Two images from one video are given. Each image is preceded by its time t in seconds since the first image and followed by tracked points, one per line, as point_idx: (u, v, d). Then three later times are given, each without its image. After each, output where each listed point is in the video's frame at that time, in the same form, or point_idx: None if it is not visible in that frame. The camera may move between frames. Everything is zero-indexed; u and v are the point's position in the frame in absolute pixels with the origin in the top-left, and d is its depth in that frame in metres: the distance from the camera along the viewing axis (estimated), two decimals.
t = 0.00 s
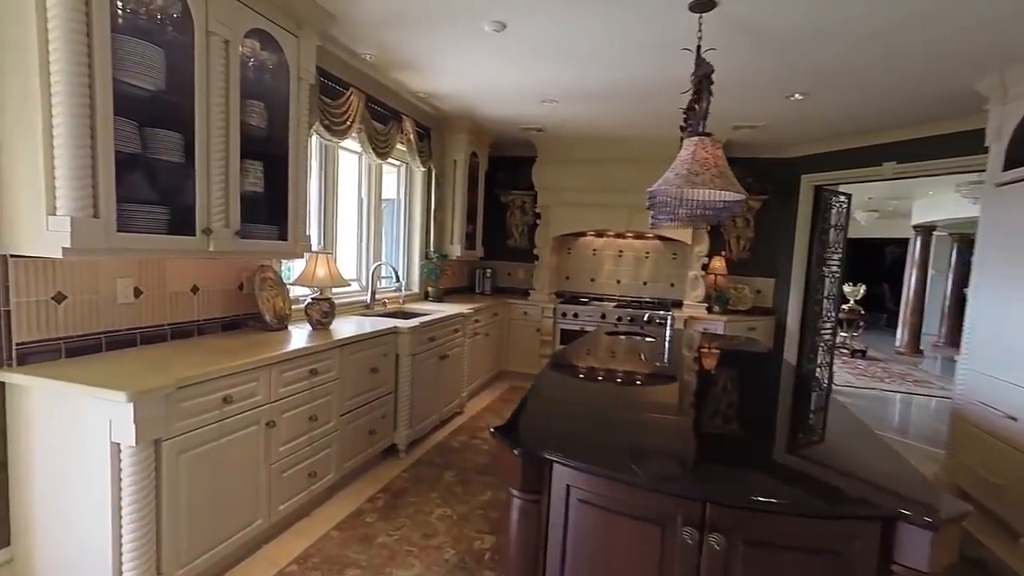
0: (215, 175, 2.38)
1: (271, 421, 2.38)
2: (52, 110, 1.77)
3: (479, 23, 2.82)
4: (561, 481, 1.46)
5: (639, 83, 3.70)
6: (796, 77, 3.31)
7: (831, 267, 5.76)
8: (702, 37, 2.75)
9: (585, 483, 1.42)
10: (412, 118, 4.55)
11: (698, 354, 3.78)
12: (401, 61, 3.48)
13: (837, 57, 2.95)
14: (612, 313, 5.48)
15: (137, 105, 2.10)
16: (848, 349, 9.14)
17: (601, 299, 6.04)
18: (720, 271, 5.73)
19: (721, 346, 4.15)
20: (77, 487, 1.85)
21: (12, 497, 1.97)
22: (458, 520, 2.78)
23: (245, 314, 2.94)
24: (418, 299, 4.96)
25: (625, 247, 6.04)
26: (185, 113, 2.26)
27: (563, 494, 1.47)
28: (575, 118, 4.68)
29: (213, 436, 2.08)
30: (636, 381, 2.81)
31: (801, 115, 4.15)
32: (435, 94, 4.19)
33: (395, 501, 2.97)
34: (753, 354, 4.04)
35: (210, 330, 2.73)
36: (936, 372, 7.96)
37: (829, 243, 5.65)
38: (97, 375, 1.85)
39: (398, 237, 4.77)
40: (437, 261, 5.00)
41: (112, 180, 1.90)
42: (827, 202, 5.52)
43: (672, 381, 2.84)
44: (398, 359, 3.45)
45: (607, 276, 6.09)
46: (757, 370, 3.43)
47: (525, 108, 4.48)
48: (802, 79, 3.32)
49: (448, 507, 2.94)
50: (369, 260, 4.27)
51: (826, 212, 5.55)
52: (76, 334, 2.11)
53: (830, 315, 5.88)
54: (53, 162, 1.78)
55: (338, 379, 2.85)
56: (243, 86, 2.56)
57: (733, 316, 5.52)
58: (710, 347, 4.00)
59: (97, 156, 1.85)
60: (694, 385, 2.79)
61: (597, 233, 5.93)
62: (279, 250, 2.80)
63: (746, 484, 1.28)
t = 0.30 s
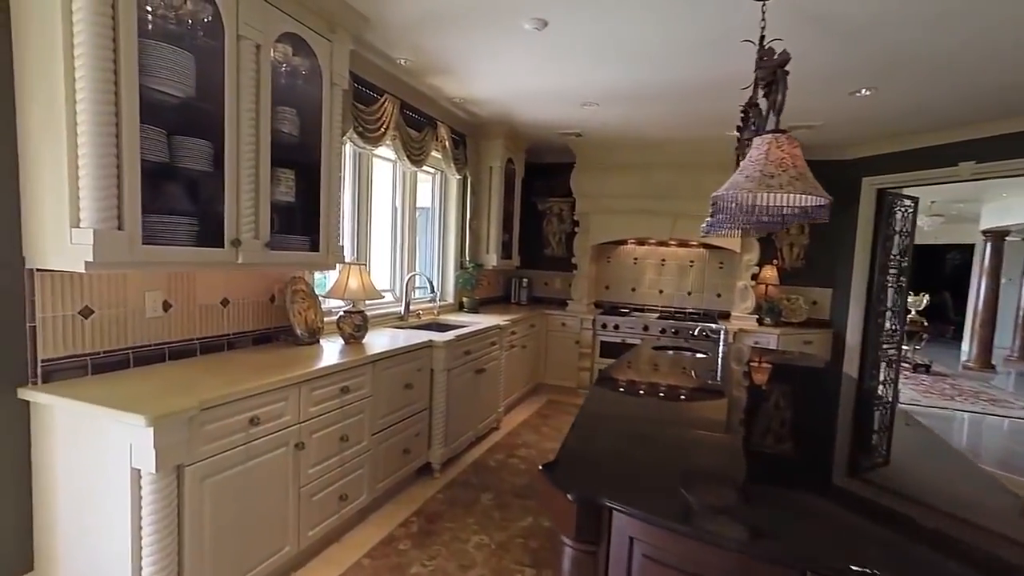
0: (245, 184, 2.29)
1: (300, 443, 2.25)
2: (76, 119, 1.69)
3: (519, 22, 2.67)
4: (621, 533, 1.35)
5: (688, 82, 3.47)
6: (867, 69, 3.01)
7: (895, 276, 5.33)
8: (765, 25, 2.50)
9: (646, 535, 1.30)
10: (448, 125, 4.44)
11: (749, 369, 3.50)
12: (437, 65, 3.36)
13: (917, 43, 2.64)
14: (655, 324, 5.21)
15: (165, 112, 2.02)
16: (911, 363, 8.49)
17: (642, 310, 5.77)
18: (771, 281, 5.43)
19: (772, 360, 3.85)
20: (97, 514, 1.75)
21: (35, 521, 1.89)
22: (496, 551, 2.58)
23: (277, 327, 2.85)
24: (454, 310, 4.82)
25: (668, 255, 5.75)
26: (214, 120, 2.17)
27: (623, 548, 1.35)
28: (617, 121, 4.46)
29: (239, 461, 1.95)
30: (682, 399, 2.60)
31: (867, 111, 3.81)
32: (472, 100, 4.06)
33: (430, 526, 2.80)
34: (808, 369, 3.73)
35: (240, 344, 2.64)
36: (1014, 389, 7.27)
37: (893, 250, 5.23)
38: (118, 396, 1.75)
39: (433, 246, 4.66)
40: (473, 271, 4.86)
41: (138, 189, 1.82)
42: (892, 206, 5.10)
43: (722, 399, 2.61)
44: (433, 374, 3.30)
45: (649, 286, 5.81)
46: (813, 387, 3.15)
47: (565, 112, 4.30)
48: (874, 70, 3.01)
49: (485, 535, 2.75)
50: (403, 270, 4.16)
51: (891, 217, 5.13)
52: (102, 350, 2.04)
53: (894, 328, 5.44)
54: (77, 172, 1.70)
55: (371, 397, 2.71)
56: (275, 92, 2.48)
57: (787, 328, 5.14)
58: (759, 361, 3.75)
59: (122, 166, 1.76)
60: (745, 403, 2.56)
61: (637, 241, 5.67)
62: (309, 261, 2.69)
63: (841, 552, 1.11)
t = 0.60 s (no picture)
0: (269, 189, 2.20)
1: (322, 461, 2.13)
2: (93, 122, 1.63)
3: (552, 17, 2.52)
4: None
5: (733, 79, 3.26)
6: (935, 58, 2.73)
7: (955, 284, 4.93)
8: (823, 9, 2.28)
9: None
10: (477, 129, 4.33)
11: (792, 382, 3.23)
12: (468, 67, 3.27)
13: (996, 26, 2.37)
14: (692, 334, 4.95)
15: (187, 114, 1.95)
16: (970, 377, 7.91)
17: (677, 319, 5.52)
18: (817, 289, 5.11)
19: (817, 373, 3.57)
20: (110, 535, 1.67)
21: (52, 538, 1.82)
22: None
23: (302, 336, 2.76)
24: (483, 318, 4.69)
25: (705, 262, 5.49)
26: (237, 122, 2.10)
27: None
28: (653, 122, 4.27)
29: (257, 480, 1.85)
30: (717, 412, 2.40)
31: (930, 106, 3.51)
32: (502, 102, 3.94)
33: (458, 548, 2.64)
34: (859, 383, 3.45)
35: (264, 353, 2.56)
36: None
37: (952, 256, 4.85)
38: (134, 410, 1.67)
39: (462, 253, 4.54)
40: (502, 278, 4.72)
41: (156, 193, 1.74)
42: (951, 209, 4.73)
43: (761, 413, 2.41)
44: (462, 386, 3.16)
45: (684, 294, 5.55)
46: (864, 402, 2.89)
47: (598, 114, 4.13)
48: (944, 59, 2.73)
49: (516, 560, 2.57)
50: (432, 278, 4.05)
51: (949, 220, 4.76)
52: (123, 360, 1.97)
53: (954, 340, 5.04)
54: (93, 177, 1.64)
55: (397, 411, 2.58)
56: (300, 93, 2.40)
57: (836, 340, 4.79)
58: (802, 372, 3.52)
59: (140, 170, 1.69)
60: (787, 418, 2.35)
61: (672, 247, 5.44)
62: (334, 269, 2.60)
63: None
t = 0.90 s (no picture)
0: (294, 187, 2.15)
1: (345, 467, 2.06)
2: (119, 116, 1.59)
3: (588, 8, 2.40)
4: None
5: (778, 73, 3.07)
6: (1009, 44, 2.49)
7: None
8: None
9: None
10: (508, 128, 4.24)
11: (837, 392, 3.02)
12: (499, 64, 3.17)
13: None
14: (728, 341, 4.73)
15: (216, 110, 1.92)
16: None
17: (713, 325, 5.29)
18: (863, 294, 4.89)
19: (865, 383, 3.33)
20: (128, 540, 1.62)
21: (74, 542, 1.79)
22: None
23: (328, 339, 2.71)
24: (511, 322, 4.58)
25: (742, 266, 5.25)
26: (265, 118, 2.05)
27: None
28: (689, 119, 4.09)
29: (279, 487, 1.79)
30: (755, 421, 2.24)
31: (998, 98, 3.24)
32: (533, 101, 3.83)
33: (484, 561, 2.53)
34: (914, 395, 3.19)
35: (289, 356, 2.51)
36: None
37: None
38: (155, 412, 1.62)
39: (491, 255, 4.45)
40: (531, 281, 4.61)
41: (179, 189, 1.70)
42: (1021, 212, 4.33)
43: (803, 423, 2.23)
44: (489, 392, 3.05)
45: (720, 299, 5.32)
46: (919, 415, 2.66)
47: (632, 112, 3.98)
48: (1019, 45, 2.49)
49: None
50: (459, 280, 3.97)
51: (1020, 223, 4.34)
52: (148, 361, 1.94)
53: None
54: (117, 173, 1.60)
55: (423, 417, 2.50)
56: (328, 89, 2.34)
57: (885, 349, 4.50)
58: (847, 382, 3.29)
59: (164, 166, 1.65)
60: (830, 429, 2.17)
61: (706, 250, 5.23)
62: (361, 269, 2.53)
63: None
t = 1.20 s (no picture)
0: (324, 183, 2.13)
1: (372, 466, 2.03)
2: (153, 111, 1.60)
3: None
4: None
5: (823, 64, 2.92)
6: None
7: None
8: None
9: None
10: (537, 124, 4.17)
11: (879, 398, 2.86)
12: (529, 58, 3.11)
13: None
14: (762, 343, 4.57)
15: (248, 104, 1.91)
16: None
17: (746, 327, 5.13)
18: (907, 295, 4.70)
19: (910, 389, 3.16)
20: (160, 535, 1.62)
21: (108, 535, 1.81)
22: None
23: (356, 336, 2.70)
24: (538, 321, 4.52)
25: (777, 266, 5.06)
26: (295, 113, 2.04)
27: None
28: (726, 115, 3.95)
29: (307, 485, 1.77)
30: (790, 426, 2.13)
31: None
32: (564, 96, 3.75)
33: (510, 565, 2.48)
34: (966, 404, 3.00)
35: (317, 353, 2.51)
36: None
37: None
38: (186, 408, 1.62)
39: (518, 253, 4.40)
40: (559, 280, 4.54)
41: (212, 184, 1.69)
42: None
43: (841, 429, 2.12)
44: (517, 392, 3.00)
45: (753, 300, 5.15)
46: (971, 424, 2.49)
47: (665, 107, 3.86)
48: None
49: None
50: (486, 278, 3.93)
51: None
52: (179, 356, 1.95)
53: None
54: (151, 168, 1.60)
55: (450, 416, 2.46)
56: (359, 83, 2.32)
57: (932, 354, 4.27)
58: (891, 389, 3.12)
59: (197, 162, 1.65)
60: (874, 437, 2.05)
61: (740, 249, 5.06)
62: (389, 266, 2.51)
63: None
